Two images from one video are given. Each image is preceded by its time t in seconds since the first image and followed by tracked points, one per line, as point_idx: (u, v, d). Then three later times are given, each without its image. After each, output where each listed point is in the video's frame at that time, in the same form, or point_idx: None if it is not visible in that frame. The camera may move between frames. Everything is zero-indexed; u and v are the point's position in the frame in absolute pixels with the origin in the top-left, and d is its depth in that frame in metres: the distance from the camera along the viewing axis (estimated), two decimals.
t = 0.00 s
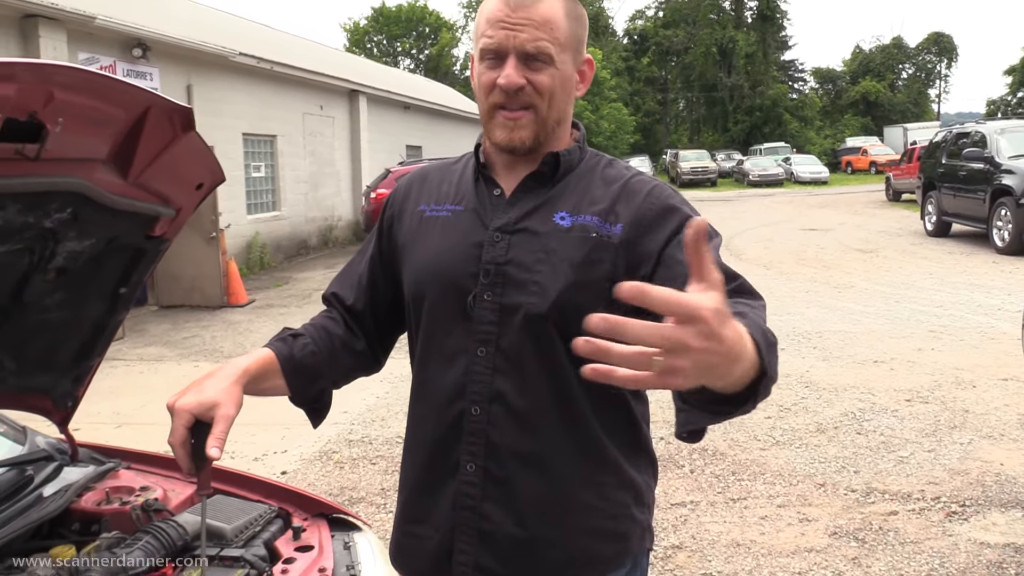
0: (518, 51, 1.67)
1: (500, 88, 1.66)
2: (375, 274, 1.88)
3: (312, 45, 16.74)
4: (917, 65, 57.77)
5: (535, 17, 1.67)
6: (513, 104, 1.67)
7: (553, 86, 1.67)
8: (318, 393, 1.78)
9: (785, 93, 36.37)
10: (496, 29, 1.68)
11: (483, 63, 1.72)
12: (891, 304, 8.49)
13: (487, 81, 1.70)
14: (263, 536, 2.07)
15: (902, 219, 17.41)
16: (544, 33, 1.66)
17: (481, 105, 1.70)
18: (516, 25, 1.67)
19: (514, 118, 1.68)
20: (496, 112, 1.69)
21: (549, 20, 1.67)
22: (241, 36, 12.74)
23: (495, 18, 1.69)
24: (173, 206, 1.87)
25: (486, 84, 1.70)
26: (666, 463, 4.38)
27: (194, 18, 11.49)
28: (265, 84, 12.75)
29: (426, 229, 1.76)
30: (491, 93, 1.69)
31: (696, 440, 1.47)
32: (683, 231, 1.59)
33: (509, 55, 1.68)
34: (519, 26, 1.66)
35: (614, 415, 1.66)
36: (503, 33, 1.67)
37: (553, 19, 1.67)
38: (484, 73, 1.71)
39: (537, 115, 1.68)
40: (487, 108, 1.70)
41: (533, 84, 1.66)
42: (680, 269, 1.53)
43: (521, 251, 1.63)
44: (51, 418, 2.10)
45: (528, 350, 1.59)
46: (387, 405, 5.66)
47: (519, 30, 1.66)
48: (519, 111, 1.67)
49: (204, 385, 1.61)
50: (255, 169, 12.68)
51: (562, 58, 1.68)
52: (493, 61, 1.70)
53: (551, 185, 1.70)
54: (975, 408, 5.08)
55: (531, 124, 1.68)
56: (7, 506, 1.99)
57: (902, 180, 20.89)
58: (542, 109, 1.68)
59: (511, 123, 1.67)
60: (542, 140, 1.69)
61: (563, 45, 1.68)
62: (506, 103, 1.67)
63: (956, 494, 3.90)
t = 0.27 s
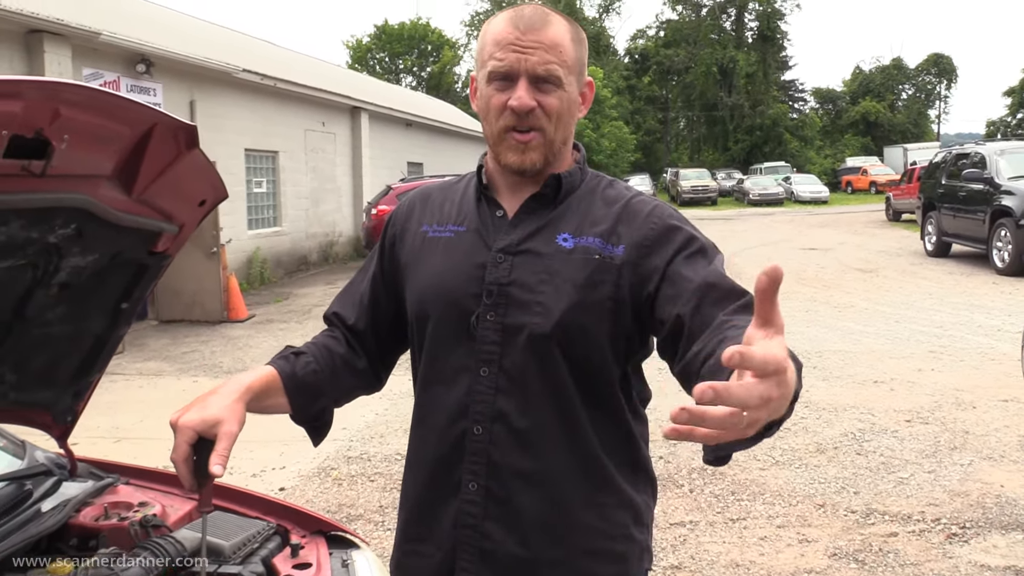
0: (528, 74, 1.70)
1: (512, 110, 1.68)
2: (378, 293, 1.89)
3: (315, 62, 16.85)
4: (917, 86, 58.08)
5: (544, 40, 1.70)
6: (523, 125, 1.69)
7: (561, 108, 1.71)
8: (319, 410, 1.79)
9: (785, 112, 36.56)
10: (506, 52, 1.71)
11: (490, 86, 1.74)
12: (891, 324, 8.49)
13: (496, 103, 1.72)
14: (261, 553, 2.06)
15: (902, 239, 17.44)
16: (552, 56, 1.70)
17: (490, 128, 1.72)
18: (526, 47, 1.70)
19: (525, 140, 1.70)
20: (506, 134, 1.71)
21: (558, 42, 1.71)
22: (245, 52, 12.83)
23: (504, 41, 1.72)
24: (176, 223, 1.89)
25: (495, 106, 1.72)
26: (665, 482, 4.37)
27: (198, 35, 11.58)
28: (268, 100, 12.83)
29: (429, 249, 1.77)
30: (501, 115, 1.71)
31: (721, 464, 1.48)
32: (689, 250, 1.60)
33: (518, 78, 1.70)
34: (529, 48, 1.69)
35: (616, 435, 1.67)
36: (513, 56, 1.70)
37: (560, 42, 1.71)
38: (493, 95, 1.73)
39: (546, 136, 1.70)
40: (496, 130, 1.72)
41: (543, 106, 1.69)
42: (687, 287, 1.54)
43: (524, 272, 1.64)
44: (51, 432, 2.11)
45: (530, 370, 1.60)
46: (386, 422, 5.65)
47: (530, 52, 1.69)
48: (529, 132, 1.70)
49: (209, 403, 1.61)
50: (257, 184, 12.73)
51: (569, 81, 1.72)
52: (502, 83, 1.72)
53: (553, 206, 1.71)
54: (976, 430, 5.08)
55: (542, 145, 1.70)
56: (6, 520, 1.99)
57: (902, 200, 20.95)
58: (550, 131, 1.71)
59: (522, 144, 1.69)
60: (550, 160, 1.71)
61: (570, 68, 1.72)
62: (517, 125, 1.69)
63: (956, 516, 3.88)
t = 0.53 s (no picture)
0: (530, 84, 1.70)
1: (514, 120, 1.69)
2: (379, 303, 1.89)
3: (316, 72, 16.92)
4: (916, 97, 58.24)
5: (545, 50, 1.71)
6: (526, 135, 1.70)
7: (563, 118, 1.72)
8: (319, 420, 1.79)
9: (785, 124, 36.66)
10: (508, 62, 1.72)
11: (492, 96, 1.74)
12: (891, 335, 8.48)
13: (498, 113, 1.72)
14: (259, 563, 2.06)
15: (902, 250, 17.45)
16: (554, 66, 1.70)
17: (492, 137, 1.72)
18: (528, 58, 1.70)
19: (526, 149, 1.70)
20: (508, 144, 1.71)
21: (560, 53, 1.72)
22: (247, 62, 12.89)
23: (506, 52, 1.72)
24: (176, 231, 1.89)
25: (497, 117, 1.72)
26: (664, 493, 4.36)
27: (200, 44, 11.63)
28: (269, 109, 12.87)
29: (433, 261, 1.77)
30: (503, 125, 1.71)
31: (710, 477, 1.50)
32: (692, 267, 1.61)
33: (521, 88, 1.71)
34: (531, 60, 1.70)
35: (622, 449, 1.67)
36: (516, 68, 1.71)
37: (562, 53, 1.72)
38: (495, 105, 1.74)
39: (548, 147, 1.71)
40: (498, 140, 1.72)
41: (544, 117, 1.69)
42: (688, 304, 1.54)
43: (530, 286, 1.64)
44: (49, 441, 2.10)
45: (537, 383, 1.60)
46: (385, 431, 5.64)
47: (531, 64, 1.70)
48: (531, 142, 1.70)
49: (210, 413, 1.61)
50: (257, 193, 12.75)
51: (570, 90, 1.73)
52: (504, 93, 1.73)
53: (558, 220, 1.72)
54: (976, 441, 5.07)
55: (543, 154, 1.70)
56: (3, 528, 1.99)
57: (902, 211, 20.98)
58: (552, 141, 1.71)
59: (524, 153, 1.70)
60: (552, 170, 1.72)
61: (571, 78, 1.73)
62: (519, 134, 1.70)
63: (956, 528, 3.87)
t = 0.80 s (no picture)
0: (530, 73, 1.72)
1: (509, 104, 1.69)
2: (376, 311, 1.89)
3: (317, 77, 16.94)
4: (916, 101, 58.31)
5: (551, 45, 1.75)
6: (518, 122, 1.70)
7: (559, 112, 1.72)
8: (319, 428, 1.78)
9: (785, 128, 36.72)
10: (512, 51, 1.75)
11: (494, 84, 1.77)
12: (892, 340, 8.47)
13: (495, 99, 1.74)
14: (258, 568, 2.06)
15: (903, 254, 17.44)
16: (556, 60, 1.73)
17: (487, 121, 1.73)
18: (533, 49, 1.74)
19: (517, 137, 1.70)
20: (501, 129, 1.71)
21: (566, 50, 1.75)
22: (247, 68, 12.90)
23: (512, 43, 1.77)
24: (175, 237, 1.90)
25: (494, 104, 1.74)
26: (665, 498, 4.35)
27: (200, 50, 11.65)
28: (270, 115, 12.89)
29: (426, 270, 1.77)
30: (498, 110, 1.72)
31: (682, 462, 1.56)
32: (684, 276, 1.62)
33: (520, 77, 1.73)
34: (535, 51, 1.74)
35: (619, 458, 1.67)
36: (519, 56, 1.74)
37: (568, 51, 1.76)
38: (494, 93, 1.76)
39: (539, 139, 1.71)
40: (492, 126, 1.73)
41: (540, 107, 1.70)
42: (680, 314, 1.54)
43: (521, 297, 1.64)
44: (49, 447, 2.09)
45: (529, 395, 1.60)
46: (385, 436, 5.63)
47: (534, 54, 1.74)
48: (522, 130, 1.70)
49: (209, 418, 1.61)
50: (258, 199, 12.76)
51: (571, 88, 1.74)
52: (505, 81, 1.75)
53: (550, 227, 1.72)
54: (977, 445, 5.06)
55: (532, 145, 1.70)
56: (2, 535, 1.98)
57: (903, 216, 20.98)
58: (545, 133, 1.70)
59: (513, 141, 1.70)
60: (541, 163, 1.71)
61: (574, 78, 1.75)
62: (512, 120, 1.70)
63: (958, 532, 3.86)
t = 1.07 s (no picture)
0: (532, 75, 1.73)
1: (510, 105, 1.70)
2: (371, 313, 1.88)
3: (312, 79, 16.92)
4: (910, 103, 58.50)
5: (554, 47, 1.75)
6: (519, 124, 1.71)
7: (559, 115, 1.72)
8: (313, 427, 1.78)
9: (780, 130, 36.80)
10: (516, 52, 1.75)
11: (495, 84, 1.77)
12: (888, 341, 8.49)
13: (496, 99, 1.74)
14: (253, 571, 2.05)
15: (898, 256, 17.48)
16: (559, 63, 1.73)
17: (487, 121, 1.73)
18: (536, 49, 1.74)
19: (517, 139, 1.70)
20: (501, 130, 1.71)
21: (569, 53, 1.76)
22: (243, 69, 12.88)
23: (516, 43, 1.77)
24: (169, 238, 1.89)
25: (495, 103, 1.74)
26: (661, 499, 4.35)
27: (195, 52, 11.64)
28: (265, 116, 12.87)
29: (420, 272, 1.77)
30: (499, 110, 1.72)
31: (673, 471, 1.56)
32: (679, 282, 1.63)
33: (522, 78, 1.73)
34: (538, 52, 1.74)
35: (613, 463, 1.67)
36: (522, 56, 1.74)
37: (571, 53, 1.76)
38: (495, 93, 1.76)
39: (539, 141, 1.71)
40: (492, 125, 1.73)
41: (541, 109, 1.70)
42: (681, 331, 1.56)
43: (514, 300, 1.63)
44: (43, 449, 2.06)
45: (522, 399, 1.60)
46: (380, 438, 5.62)
47: (537, 55, 1.74)
48: (521, 132, 1.71)
49: (200, 419, 1.61)
50: (253, 200, 12.74)
51: (573, 91, 1.75)
52: (506, 81, 1.75)
53: (545, 230, 1.71)
54: (972, 446, 5.07)
55: (532, 147, 1.71)
56: None
57: (898, 217, 21.03)
58: (545, 136, 1.71)
59: (513, 143, 1.70)
60: (540, 166, 1.71)
61: (576, 81, 1.75)
62: (513, 121, 1.70)
63: (954, 533, 3.87)
